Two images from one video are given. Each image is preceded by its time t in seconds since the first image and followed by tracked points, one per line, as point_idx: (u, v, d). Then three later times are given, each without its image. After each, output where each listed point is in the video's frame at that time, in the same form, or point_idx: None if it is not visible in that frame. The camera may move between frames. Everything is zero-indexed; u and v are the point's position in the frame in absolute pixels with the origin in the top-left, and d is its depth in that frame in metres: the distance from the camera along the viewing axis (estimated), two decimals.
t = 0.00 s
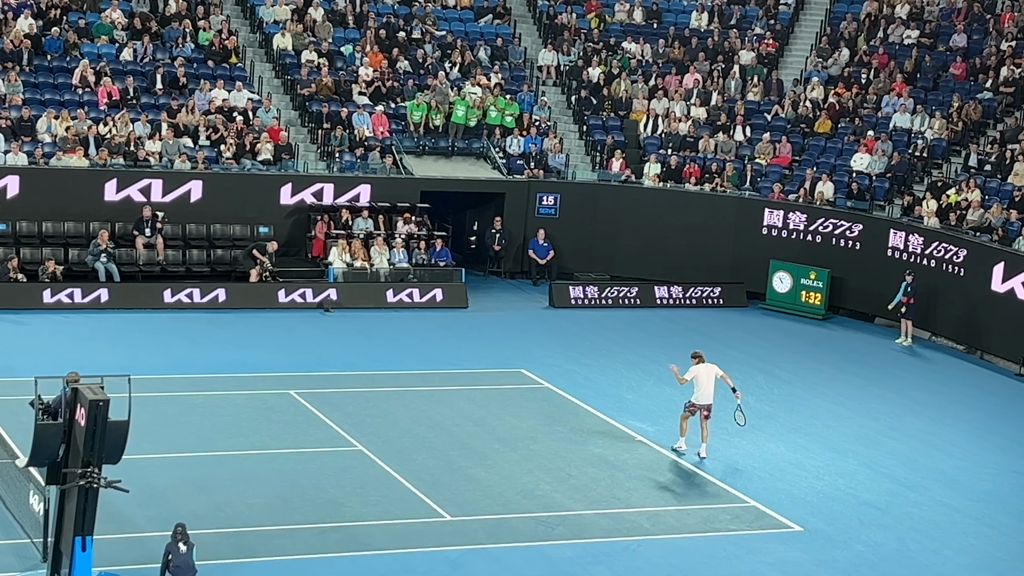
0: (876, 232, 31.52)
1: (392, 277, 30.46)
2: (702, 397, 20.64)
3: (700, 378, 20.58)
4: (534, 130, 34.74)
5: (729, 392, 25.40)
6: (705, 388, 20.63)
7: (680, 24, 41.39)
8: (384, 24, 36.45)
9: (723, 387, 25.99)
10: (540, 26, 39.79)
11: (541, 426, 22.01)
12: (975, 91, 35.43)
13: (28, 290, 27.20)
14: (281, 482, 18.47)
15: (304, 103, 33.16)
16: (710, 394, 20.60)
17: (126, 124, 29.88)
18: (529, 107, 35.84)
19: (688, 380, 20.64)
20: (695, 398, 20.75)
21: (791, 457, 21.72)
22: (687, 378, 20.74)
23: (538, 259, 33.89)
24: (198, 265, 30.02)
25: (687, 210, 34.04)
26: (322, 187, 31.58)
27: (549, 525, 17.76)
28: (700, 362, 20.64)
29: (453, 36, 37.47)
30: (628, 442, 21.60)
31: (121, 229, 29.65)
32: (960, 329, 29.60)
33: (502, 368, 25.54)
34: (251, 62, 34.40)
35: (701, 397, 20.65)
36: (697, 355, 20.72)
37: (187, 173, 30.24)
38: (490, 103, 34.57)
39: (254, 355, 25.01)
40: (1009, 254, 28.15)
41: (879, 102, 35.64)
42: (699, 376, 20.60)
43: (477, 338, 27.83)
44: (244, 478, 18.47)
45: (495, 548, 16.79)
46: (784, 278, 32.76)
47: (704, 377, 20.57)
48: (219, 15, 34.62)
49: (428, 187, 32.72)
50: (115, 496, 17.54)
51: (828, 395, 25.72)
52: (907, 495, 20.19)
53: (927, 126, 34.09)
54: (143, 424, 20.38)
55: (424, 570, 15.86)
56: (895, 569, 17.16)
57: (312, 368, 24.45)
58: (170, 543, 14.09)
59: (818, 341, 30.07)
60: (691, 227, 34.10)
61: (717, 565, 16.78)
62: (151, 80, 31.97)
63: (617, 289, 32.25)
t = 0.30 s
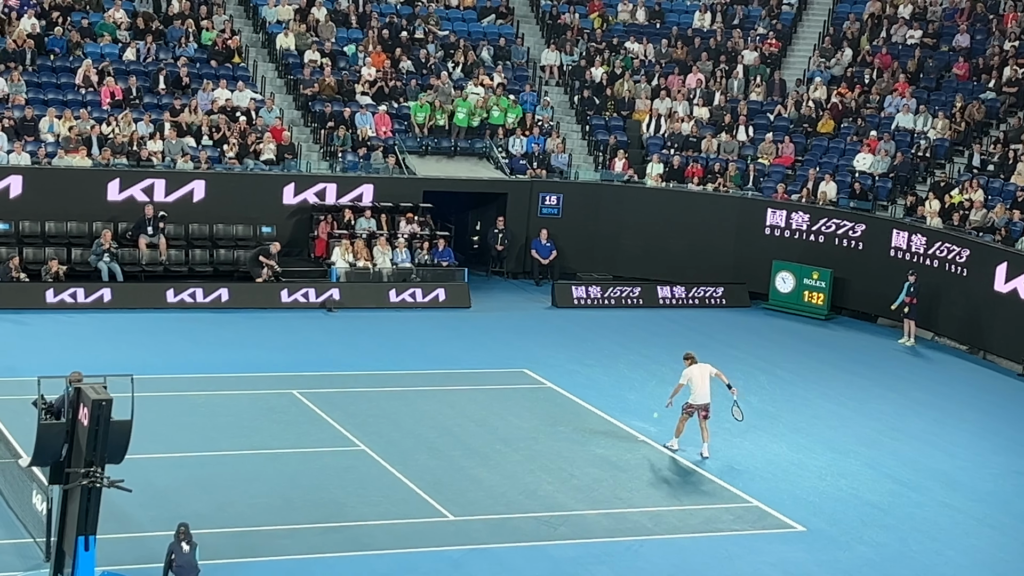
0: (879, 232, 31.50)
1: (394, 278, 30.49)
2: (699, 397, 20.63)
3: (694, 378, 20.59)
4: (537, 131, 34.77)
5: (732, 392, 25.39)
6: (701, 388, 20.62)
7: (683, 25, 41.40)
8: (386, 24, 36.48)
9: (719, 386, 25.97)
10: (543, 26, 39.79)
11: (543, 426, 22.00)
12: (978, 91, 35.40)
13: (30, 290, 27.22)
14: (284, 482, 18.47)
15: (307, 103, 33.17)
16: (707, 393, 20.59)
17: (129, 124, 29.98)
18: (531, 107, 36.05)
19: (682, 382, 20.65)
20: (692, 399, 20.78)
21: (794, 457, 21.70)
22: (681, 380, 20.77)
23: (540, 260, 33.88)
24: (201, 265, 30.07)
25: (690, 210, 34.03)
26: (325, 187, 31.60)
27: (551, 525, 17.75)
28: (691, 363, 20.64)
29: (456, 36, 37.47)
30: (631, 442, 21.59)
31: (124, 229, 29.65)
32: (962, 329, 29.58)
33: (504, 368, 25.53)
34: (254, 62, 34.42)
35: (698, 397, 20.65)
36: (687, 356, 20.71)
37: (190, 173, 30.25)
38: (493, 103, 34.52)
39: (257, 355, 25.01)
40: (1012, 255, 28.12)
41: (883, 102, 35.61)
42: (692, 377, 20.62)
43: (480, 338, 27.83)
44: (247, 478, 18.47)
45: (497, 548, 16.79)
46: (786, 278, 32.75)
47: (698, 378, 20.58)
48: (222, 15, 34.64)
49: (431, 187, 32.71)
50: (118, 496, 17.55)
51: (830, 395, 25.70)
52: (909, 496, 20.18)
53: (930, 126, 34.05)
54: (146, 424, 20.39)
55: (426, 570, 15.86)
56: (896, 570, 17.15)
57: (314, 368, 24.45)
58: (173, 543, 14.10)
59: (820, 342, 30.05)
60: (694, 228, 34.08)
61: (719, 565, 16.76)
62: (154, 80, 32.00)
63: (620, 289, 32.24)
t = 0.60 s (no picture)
0: (883, 232, 31.48)
1: (397, 277, 30.50)
2: (693, 394, 20.75)
3: (684, 377, 20.70)
4: (540, 130, 34.80)
5: (735, 391, 25.38)
6: (694, 385, 20.74)
7: (686, 24, 41.39)
8: (390, 24, 36.49)
9: (711, 386, 25.99)
10: (546, 26, 39.77)
11: (546, 426, 22.00)
12: (981, 91, 35.37)
13: (34, 290, 27.23)
14: (287, 481, 18.46)
15: (310, 102, 33.18)
16: (702, 389, 20.70)
17: (132, 124, 30.01)
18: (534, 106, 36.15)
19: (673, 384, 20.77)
20: (688, 397, 20.91)
21: (797, 457, 21.69)
22: (673, 383, 20.90)
23: (543, 259, 33.86)
24: (203, 264, 30.00)
25: (693, 210, 33.99)
26: (328, 186, 31.58)
27: (554, 525, 17.75)
28: (678, 364, 20.74)
29: (459, 36, 37.46)
30: (633, 442, 21.59)
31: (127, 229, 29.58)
32: (966, 329, 29.55)
33: (507, 368, 25.52)
34: (257, 62, 34.43)
35: (694, 394, 20.76)
36: (671, 359, 20.80)
37: (193, 173, 30.24)
38: (496, 103, 34.57)
39: (260, 355, 25.01)
40: (1015, 254, 28.07)
41: (886, 102, 35.57)
42: (682, 378, 20.74)
43: (483, 338, 27.82)
44: (251, 477, 18.47)
45: (500, 547, 16.79)
46: (790, 278, 32.72)
47: (688, 376, 20.69)
48: (225, 14, 34.66)
49: (434, 187, 32.70)
50: (120, 495, 17.55)
51: (833, 395, 25.68)
52: (912, 495, 20.17)
53: (934, 125, 33.98)
54: (149, 423, 20.38)
55: (428, 570, 15.85)
56: (899, 569, 17.14)
57: (317, 367, 24.45)
58: (176, 542, 14.12)
59: (823, 342, 30.03)
60: (697, 228, 34.06)
61: (722, 565, 16.75)
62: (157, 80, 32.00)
63: (623, 289, 32.23)
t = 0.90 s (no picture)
0: (887, 231, 31.46)
1: (402, 277, 30.51)
2: (692, 391, 20.83)
3: (679, 377, 20.82)
4: (544, 130, 34.68)
5: (739, 391, 25.37)
6: (691, 383, 20.84)
7: (691, 24, 41.36)
8: (394, 24, 36.49)
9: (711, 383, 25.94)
10: (551, 25, 39.75)
11: (550, 426, 21.99)
12: (985, 91, 35.31)
13: (38, 289, 27.25)
14: (292, 481, 18.47)
15: (314, 102, 33.20)
16: (699, 385, 20.79)
17: (136, 123, 29.93)
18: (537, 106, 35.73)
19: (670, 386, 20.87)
20: (686, 395, 20.98)
21: (801, 457, 21.67)
22: (670, 386, 21.00)
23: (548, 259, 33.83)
24: (208, 264, 30.00)
25: (698, 210, 34.00)
26: (332, 186, 31.61)
27: (559, 525, 17.74)
28: (672, 365, 20.86)
29: (464, 36, 37.44)
30: (638, 442, 21.58)
31: (132, 229, 29.62)
32: (970, 329, 29.50)
33: (511, 367, 25.52)
34: (262, 62, 34.43)
35: (692, 391, 20.83)
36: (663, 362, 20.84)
37: (197, 173, 30.27)
38: (500, 103, 34.52)
39: (264, 354, 25.02)
40: (1020, 254, 28.00)
41: (890, 101, 35.52)
42: (677, 378, 20.87)
43: (487, 338, 27.81)
44: (255, 477, 18.48)
45: (505, 547, 16.78)
46: (794, 277, 32.73)
47: (682, 375, 20.82)
48: (229, 14, 34.66)
49: (438, 187, 32.71)
50: (125, 495, 17.56)
51: (838, 394, 25.66)
52: (916, 495, 20.14)
53: (938, 125, 33.92)
54: (154, 423, 20.39)
55: (432, 570, 15.85)
56: (903, 569, 17.12)
57: (321, 367, 24.45)
58: (181, 542, 14.13)
59: (828, 341, 30.00)
60: (701, 228, 34.06)
61: (726, 565, 16.74)
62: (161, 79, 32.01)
63: (627, 288, 32.21)
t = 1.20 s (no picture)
0: (893, 231, 31.41)
1: (407, 276, 30.50)
2: (694, 390, 20.82)
3: (680, 377, 20.82)
4: (550, 130, 34.74)
5: (745, 391, 25.34)
6: (692, 381, 20.83)
7: (696, 23, 41.34)
8: (399, 23, 36.51)
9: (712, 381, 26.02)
10: (556, 25, 39.74)
11: (556, 425, 21.96)
12: (991, 90, 35.25)
13: (44, 289, 27.27)
14: (297, 481, 18.46)
15: (320, 102, 33.21)
16: (701, 383, 20.78)
17: (142, 124, 30.01)
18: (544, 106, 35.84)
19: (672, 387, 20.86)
20: (689, 395, 20.97)
21: (807, 456, 21.64)
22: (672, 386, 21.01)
23: (553, 259, 33.85)
24: (214, 263, 30.03)
25: (704, 210, 33.98)
26: (338, 186, 31.63)
27: (564, 524, 17.72)
28: (672, 366, 20.86)
29: (469, 35, 37.43)
30: (643, 442, 21.56)
31: (138, 229, 29.70)
32: (977, 329, 29.44)
33: (517, 367, 25.50)
34: (267, 62, 34.45)
35: (694, 390, 20.83)
36: (665, 363, 20.83)
37: (203, 172, 30.27)
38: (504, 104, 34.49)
39: (270, 354, 25.02)
40: None
41: (896, 101, 35.48)
42: (679, 379, 20.88)
43: (492, 337, 27.80)
44: (261, 477, 18.48)
45: (511, 546, 16.77)
46: (800, 276, 32.71)
47: (683, 374, 20.81)
48: (235, 14, 34.69)
49: (444, 186, 32.69)
50: (131, 494, 17.57)
51: (844, 394, 25.61)
52: (923, 495, 20.10)
53: (944, 125, 33.87)
54: (160, 423, 20.40)
55: (438, 570, 15.84)
56: (910, 570, 17.07)
57: (327, 367, 24.45)
58: (187, 541, 14.12)
59: (834, 341, 29.96)
60: (707, 227, 34.05)
61: (732, 565, 16.71)
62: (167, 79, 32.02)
63: (633, 288, 32.18)
